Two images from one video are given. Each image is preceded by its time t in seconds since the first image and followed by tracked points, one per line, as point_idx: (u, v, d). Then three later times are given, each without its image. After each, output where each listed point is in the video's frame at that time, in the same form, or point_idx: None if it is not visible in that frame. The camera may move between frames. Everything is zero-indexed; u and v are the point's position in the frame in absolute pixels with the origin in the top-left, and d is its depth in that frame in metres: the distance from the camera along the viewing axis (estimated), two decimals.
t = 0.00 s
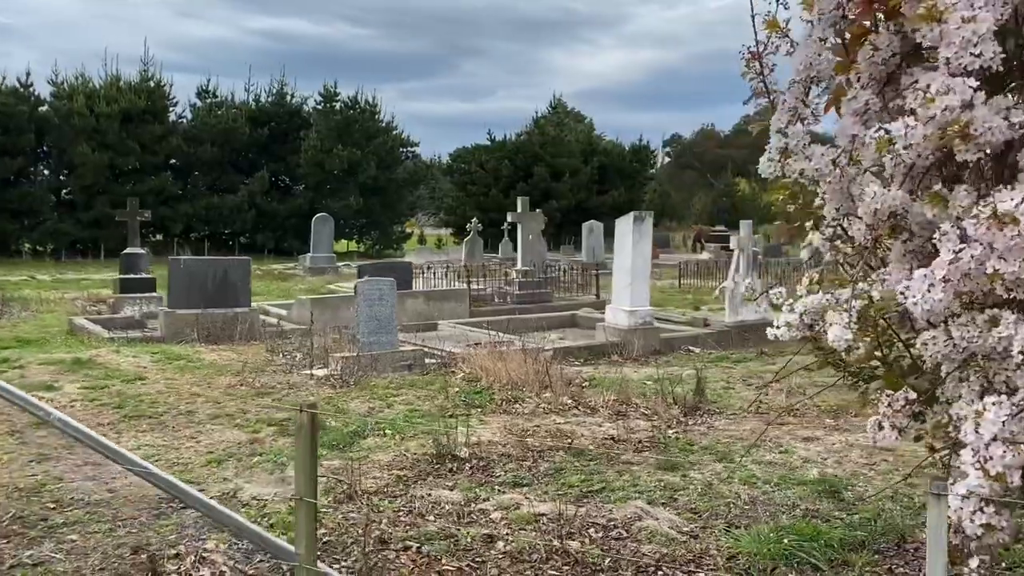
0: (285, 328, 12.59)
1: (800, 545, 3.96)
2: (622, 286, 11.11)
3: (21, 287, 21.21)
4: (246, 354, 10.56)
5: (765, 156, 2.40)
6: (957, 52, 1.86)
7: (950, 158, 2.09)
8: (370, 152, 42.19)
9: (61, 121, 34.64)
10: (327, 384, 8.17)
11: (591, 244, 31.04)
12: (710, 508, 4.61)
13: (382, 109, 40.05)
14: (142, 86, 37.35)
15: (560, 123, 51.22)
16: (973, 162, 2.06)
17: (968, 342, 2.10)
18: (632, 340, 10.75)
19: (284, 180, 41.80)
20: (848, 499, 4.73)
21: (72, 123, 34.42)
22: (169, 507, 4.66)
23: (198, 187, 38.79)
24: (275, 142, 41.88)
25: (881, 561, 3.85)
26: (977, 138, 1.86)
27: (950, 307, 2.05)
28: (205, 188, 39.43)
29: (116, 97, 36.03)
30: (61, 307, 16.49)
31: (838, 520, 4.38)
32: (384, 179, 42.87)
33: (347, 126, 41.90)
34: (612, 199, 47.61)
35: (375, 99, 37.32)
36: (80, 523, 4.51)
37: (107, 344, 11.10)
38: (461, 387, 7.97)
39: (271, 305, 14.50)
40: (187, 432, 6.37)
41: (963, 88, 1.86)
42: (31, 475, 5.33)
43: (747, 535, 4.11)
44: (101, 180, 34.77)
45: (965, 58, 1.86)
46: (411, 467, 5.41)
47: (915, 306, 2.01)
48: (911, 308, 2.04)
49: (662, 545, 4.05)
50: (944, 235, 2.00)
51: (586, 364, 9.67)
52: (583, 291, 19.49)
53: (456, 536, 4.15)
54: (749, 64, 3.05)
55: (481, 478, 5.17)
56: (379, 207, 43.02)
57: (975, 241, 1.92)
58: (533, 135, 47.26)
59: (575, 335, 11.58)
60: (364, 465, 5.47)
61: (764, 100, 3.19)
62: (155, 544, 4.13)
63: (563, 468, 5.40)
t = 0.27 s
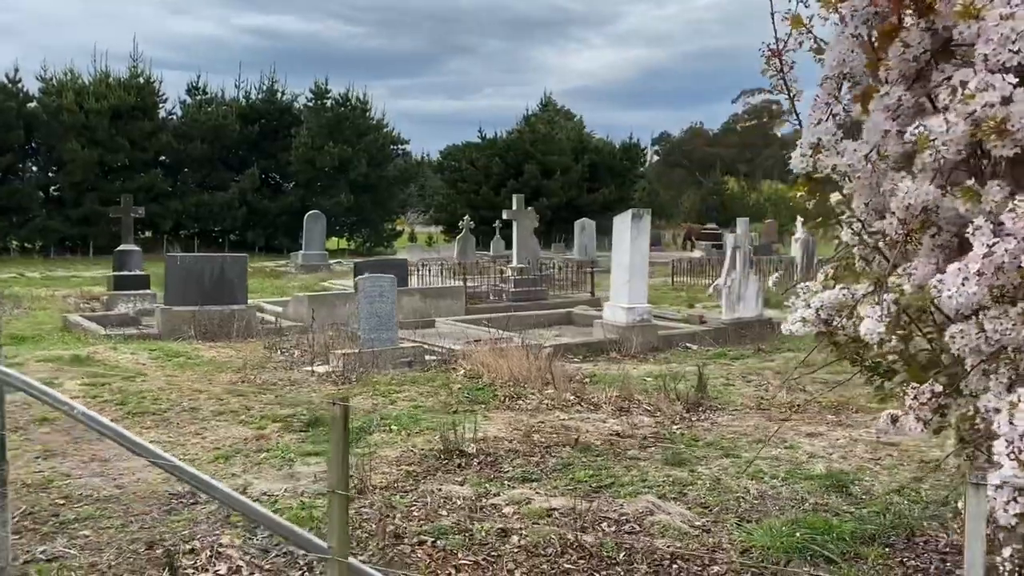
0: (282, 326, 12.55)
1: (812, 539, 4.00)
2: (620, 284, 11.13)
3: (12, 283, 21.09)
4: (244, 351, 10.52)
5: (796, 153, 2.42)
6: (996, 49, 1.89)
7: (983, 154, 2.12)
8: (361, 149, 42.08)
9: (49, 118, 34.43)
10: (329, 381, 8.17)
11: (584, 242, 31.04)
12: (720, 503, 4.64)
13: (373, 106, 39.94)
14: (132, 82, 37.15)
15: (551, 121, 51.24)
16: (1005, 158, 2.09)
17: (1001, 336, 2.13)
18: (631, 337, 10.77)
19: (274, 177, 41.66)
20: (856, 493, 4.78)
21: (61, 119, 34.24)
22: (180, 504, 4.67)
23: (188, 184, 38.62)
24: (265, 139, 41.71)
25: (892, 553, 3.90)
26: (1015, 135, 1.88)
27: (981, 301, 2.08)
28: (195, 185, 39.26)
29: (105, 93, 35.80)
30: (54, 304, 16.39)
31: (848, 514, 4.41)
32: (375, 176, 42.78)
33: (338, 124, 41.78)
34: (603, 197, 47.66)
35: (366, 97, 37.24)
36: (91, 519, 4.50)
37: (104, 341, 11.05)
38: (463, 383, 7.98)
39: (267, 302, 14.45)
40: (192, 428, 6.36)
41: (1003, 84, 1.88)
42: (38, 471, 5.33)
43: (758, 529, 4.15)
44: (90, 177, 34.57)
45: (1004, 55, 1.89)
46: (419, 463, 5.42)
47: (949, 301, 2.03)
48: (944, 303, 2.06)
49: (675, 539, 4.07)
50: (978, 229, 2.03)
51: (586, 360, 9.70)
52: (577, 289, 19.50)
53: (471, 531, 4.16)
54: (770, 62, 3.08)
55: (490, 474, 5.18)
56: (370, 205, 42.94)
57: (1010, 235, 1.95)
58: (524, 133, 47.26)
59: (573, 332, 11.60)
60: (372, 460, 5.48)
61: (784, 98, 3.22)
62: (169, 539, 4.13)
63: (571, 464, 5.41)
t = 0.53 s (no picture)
0: (280, 323, 12.49)
1: (828, 533, 4.01)
2: (620, 281, 11.13)
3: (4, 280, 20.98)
4: (243, 348, 10.47)
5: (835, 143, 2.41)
6: None
7: None
8: (353, 147, 41.96)
9: (39, 114, 34.23)
10: (331, 377, 8.13)
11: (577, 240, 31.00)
12: (733, 497, 4.65)
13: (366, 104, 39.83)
14: (123, 78, 36.94)
15: (543, 119, 51.22)
16: None
17: None
18: (631, 334, 10.77)
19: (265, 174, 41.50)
20: (867, 487, 4.79)
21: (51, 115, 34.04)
22: (191, 499, 4.64)
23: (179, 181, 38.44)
24: (256, 136, 41.53)
25: (908, 547, 3.92)
26: None
27: None
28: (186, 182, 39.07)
29: (96, 89, 35.58)
30: (48, 301, 16.28)
31: (861, 508, 4.43)
32: (367, 174, 42.68)
33: (330, 121, 41.64)
34: (595, 195, 47.68)
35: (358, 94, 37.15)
36: (101, 515, 4.47)
37: (101, 337, 10.97)
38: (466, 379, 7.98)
39: (264, 299, 14.39)
40: (196, 424, 6.33)
41: None
42: (45, 466, 5.29)
43: (773, 523, 4.16)
44: (80, 173, 34.35)
45: None
46: (428, 458, 5.41)
47: (992, 289, 2.01)
48: (986, 292, 2.05)
49: (691, 533, 4.07)
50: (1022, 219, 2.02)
51: (587, 357, 9.70)
52: (573, 286, 19.50)
53: (487, 526, 4.15)
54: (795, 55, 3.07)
55: (500, 469, 5.17)
56: (362, 202, 42.85)
57: None
58: (516, 131, 47.25)
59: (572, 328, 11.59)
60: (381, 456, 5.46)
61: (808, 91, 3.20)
62: (182, 534, 4.11)
63: (581, 459, 5.40)
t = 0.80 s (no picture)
0: (280, 321, 12.41)
1: (852, 531, 4.00)
2: (623, 278, 11.10)
3: None
4: (244, 346, 10.42)
5: (883, 137, 2.40)
6: None
7: None
8: (346, 144, 41.88)
9: (30, 110, 33.99)
10: (336, 374, 8.08)
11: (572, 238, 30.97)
12: (752, 495, 4.63)
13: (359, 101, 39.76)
14: (114, 75, 36.71)
15: (535, 117, 51.19)
16: None
17: None
18: (633, 332, 10.75)
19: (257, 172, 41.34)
20: (886, 484, 4.79)
21: (42, 112, 33.82)
22: (205, 500, 4.60)
23: (171, 179, 38.25)
24: (249, 133, 41.35)
25: (934, 545, 3.91)
26: None
27: None
28: (178, 179, 38.88)
29: (87, 86, 35.35)
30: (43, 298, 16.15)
31: (883, 506, 4.42)
32: (360, 172, 42.62)
33: (322, 118, 41.51)
34: (587, 193, 47.75)
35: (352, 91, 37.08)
36: (115, 515, 4.42)
37: (100, 335, 10.88)
38: (472, 376, 7.96)
39: (262, 297, 14.30)
40: (204, 422, 6.27)
41: None
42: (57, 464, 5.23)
43: (796, 520, 4.15)
44: (71, 171, 34.12)
45: None
46: (443, 456, 5.38)
47: None
48: None
49: (715, 531, 4.05)
50: None
51: (590, 355, 9.68)
52: (570, 284, 19.50)
53: (508, 525, 4.11)
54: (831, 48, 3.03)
55: (515, 467, 5.13)
56: (355, 200, 42.74)
57: None
58: (508, 129, 47.30)
59: (574, 326, 11.57)
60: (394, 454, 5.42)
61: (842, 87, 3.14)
62: (200, 534, 4.06)
63: (596, 456, 5.37)
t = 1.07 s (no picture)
0: (280, 320, 12.36)
1: (875, 532, 3.99)
2: (625, 277, 11.09)
3: None
4: (246, 345, 10.36)
5: (933, 137, 2.38)
6: None
7: None
8: (339, 142, 41.75)
9: (20, 107, 33.75)
10: (342, 374, 8.03)
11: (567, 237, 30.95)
12: (772, 496, 4.62)
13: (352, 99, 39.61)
14: (105, 72, 36.47)
15: (528, 116, 51.19)
16: None
17: None
18: (636, 331, 10.73)
19: (249, 170, 41.15)
20: (903, 484, 4.78)
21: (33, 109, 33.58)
22: (221, 502, 4.55)
23: (164, 176, 38.06)
24: (241, 131, 41.17)
25: (958, 547, 3.91)
26: None
27: None
28: (170, 177, 38.67)
29: (78, 83, 35.13)
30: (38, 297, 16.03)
31: (903, 507, 4.41)
32: (352, 170, 42.50)
33: (315, 116, 41.33)
34: (580, 192, 47.75)
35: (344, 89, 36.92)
36: (131, 518, 4.37)
37: (99, 335, 10.81)
38: (479, 376, 7.93)
39: (261, 296, 14.23)
40: (212, 423, 6.21)
41: None
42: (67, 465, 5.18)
43: (818, 521, 4.13)
44: (62, 168, 33.90)
45: None
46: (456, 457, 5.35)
47: None
48: None
49: (737, 533, 4.04)
50: None
51: (595, 354, 9.66)
52: (567, 282, 19.49)
53: (530, 526, 4.09)
54: (865, 48, 3.02)
55: (530, 468, 5.11)
56: (348, 198, 42.63)
57: None
58: (501, 127, 47.24)
59: (576, 325, 11.54)
60: (407, 454, 5.39)
61: (876, 86, 3.13)
62: (219, 537, 4.02)
63: (610, 457, 5.35)
